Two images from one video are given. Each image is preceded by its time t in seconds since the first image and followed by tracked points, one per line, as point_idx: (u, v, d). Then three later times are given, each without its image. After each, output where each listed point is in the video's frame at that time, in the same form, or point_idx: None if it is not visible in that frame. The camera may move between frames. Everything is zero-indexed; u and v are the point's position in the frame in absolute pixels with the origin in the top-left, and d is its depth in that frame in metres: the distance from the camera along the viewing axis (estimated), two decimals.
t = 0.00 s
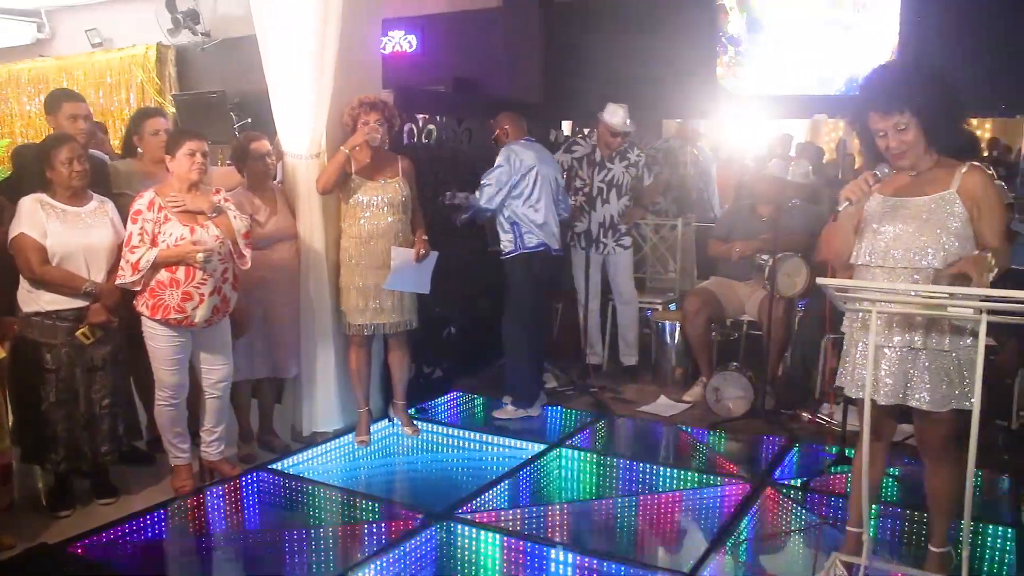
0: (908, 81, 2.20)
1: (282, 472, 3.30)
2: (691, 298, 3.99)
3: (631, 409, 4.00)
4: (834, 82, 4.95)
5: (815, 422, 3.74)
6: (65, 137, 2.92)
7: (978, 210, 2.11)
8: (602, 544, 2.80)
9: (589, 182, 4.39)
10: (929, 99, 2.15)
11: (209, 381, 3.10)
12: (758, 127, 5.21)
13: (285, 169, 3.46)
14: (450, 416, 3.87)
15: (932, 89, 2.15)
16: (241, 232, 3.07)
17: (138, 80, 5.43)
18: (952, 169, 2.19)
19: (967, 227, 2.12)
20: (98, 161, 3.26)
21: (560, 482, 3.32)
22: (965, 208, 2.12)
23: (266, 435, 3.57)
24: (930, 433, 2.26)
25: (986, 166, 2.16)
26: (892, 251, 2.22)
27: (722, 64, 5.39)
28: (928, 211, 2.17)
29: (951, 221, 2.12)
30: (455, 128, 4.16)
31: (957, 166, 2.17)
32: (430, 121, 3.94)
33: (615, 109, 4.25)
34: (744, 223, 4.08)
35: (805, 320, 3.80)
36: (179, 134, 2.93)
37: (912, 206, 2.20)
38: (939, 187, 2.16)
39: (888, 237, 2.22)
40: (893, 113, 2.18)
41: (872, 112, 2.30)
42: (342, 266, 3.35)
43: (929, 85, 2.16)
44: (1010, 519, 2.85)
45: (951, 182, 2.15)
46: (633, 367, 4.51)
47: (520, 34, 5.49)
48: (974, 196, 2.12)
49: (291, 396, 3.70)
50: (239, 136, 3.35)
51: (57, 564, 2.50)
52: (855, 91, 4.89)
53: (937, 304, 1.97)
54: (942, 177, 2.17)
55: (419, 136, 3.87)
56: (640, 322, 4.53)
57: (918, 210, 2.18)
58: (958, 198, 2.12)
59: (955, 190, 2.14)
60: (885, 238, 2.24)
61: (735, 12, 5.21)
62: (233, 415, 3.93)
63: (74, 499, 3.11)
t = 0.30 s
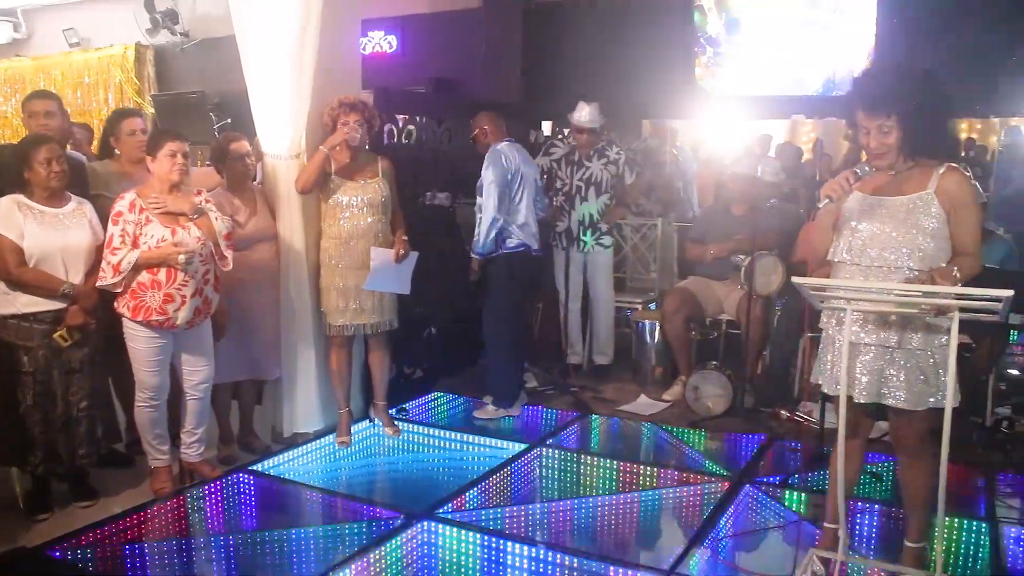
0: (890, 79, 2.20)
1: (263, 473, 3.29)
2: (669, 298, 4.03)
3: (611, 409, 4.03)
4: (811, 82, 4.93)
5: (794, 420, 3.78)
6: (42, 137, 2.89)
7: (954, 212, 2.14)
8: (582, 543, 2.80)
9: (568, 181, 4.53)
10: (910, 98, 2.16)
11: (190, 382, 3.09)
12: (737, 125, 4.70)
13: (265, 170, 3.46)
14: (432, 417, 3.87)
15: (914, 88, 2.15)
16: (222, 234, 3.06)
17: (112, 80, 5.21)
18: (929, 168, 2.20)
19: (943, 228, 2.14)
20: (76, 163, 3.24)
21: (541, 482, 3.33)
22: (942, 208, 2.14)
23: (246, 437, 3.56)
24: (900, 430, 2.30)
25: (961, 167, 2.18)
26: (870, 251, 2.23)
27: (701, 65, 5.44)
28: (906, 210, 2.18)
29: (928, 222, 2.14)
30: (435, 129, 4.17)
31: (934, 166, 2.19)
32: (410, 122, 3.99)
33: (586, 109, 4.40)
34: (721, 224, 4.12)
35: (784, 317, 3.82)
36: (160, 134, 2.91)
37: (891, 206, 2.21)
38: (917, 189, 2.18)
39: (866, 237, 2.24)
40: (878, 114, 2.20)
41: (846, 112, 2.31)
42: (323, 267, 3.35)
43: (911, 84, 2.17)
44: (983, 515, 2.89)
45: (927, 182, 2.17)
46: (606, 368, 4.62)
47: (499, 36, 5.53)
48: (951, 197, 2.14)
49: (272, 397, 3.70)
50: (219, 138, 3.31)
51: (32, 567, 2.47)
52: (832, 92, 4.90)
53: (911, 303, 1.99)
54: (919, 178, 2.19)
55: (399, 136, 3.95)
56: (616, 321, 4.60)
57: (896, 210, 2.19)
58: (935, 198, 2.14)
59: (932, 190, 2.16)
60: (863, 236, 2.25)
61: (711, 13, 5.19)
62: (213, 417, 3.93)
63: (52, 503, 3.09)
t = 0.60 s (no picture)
0: (877, 80, 2.17)
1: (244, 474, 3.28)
2: (650, 298, 4.06)
3: (593, 407, 4.04)
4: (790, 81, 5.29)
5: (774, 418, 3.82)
6: (18, 138, 2.86)
7: (937, 210, 2.12)
8: (564, 541, 2.81)
9: (549, 181, 4.50)
10: (894, 97, 2.13)
11: (171, 383, 3.07)
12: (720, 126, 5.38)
13: (245, 170, 3.44)
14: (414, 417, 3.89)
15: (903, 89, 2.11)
16: (206, 235, 3.05)
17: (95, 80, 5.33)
18: (912, 167, 2.18)
19: (924, 227, 2.14)
20: (54, 162, 3.21)
21: (523, 481, 3.33)
22: (924, 206, 2.13)
23: (227, 437, 3.55)
24: (874, 428, 2.31)
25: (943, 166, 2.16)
26: (854, 244, 2.22)
27: (680, 65, 5.71)
28: (887, 207, 2.17)
29: (909, 219, 2.13)
30: (415, 128, 4.17)
31: (918, 166, 2.18)
32: (391, 121, 4.00)
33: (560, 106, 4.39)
34: (698, 223, 4.15)
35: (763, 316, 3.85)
36: (142, 134, 2.90)
37: (872, 203, 2.20)
38: (901, 186, 2.17)
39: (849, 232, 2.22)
40: (886, 113, 2.13)
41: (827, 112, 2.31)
42: (304, 267, 3.34)
43: (895, 83, 2.14)
44: (959, 510, 2.92)
45: (910, 181, 2.16)
46: (588, 368, 4.58)
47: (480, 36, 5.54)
48: (934, 196, 2.12)
49: (252, 397, 3.69)
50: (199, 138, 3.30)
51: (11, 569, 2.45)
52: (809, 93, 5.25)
53: (889, 303, 2.00)
54: (902, 177, 2.18)
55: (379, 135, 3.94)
56: (599, 321, 4.59)
57: (877, 206, 2.18)
58: (918, 197, 2.13)
59: (915, 189, 2.15)
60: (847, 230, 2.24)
61: (693, 13, 5.52)
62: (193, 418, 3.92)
63: (30, 505, 3.06)
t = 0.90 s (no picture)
0: (873, 82, 2.19)
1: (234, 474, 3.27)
2: (640, 297, 4.07)
3: (583, 406, 4.05)
4: (780, 81, 5.49)
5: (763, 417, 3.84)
6: (4, 136, 2.84)
7: (931, 212, 2.13)
8: (555, 540, 2.81)
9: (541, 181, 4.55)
10: (885, 97, 2.13)
11: (162, 383, 3.06)
12: (709, 127, 5.62)
13: (235, 170, 3.43)
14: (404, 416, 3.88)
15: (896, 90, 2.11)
16: (201, 235, 3.04)
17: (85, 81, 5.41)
18: (905, 170, 2.19)
19: (918, 229, 2.13)
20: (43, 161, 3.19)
21: (514, 481, 3.33)
22: (918, 208, 2.13)
23: (216, 437, 3.54)
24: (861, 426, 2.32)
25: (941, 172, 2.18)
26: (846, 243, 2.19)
27: (669, 66, 5.74)
28: (882, 207, 2.15)
29: (904, 221, 2.12)
30: (404, 128, 4.17)
31: (914, 170, 2.19)
32: (381, 121, 3.99)
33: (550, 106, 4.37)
34: (687, 222, 4.16)
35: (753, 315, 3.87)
36: (138, 134, 2.89)
37: (867, 203, 2.18)
38: (897, 189, 2.17)
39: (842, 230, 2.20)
40: (888, 120, 2.13)
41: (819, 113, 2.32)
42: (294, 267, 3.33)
43: (888, 86, 2.15)
44: (946, 507, 2.95)
45: (906, 184, 2.16)
46: (579, 367, 4.55)
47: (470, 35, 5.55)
48: (928, 198, 2.13)
49: (242, 397, 3.68)
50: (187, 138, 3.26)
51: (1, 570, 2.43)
52: (799, 92, 5.45)
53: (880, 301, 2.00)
54: (897, 180, 2.18)
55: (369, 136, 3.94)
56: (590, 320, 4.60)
57: (871, 206, 2.17)
58: (913, 199, 2.13)
59: (911, 191, 2.15)
60: (843, 230, 2.20)
61: (682, 13, 5.60)
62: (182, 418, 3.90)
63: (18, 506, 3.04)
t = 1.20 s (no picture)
0: (880, 82, 2.19)
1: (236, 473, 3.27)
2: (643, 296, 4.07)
3: (585, 406, 4.05)
4: (781, 80, 5.31)
5: (765, 417, 3.84)
6: (5, 135, 2.84)
7: (936, 212, 2.12)
8: (557, 539, 2.81)
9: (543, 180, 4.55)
10: (891, 97, 2.13)
11: (168, 382, 3.06)
12: (709, 128, 5.54)
13: (237, 169, 3.42)
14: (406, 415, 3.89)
15: (903, 90, 2.11)
16: (212, 237, 3.03)
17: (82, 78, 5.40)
18: (913, 170, 2.18)
19: (922, 229, 2.12)
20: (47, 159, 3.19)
21: (517, 480, 3.33)
22: (925, 210, 2.12)
23: (219, 436, 3.55)
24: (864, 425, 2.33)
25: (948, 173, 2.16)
26: (850, 245, 2.20)
27: (673, 65, 5.68)
28: (888, 209, 2.15)
29: (908, 222, 2.12)
30: (407, 127, 4.17)
31: (921, 171, 2.17)
32: (383, 121, 4.00)
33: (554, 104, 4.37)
34: (690, 222, 4.16)
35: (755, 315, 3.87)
36: (152, 134, 2.89)
37: (872, 204, 2.18)
38: (902, 190, 2.16)
39: (845, 232, 2.21)
40: (895, 121, 2.13)
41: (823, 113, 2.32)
42: (297, 266, 3.33)
43: (893, 85, 2.14)
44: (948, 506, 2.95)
45: (912, 185, 2.15)
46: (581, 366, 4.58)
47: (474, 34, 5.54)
48: (934, 199, 2.12)
49: (244, 397, 3.68)
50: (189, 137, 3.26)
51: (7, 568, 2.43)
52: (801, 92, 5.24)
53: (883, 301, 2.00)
54: (903, 181, 2.17)
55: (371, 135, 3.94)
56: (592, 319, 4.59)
57: (877, 206, 2.17)
58: (920, 200, 2.12)
59: (917, 192, 2.14)
60: (847, 230, 2.21)
61: (685, 12, 5.54)
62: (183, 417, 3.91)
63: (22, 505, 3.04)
